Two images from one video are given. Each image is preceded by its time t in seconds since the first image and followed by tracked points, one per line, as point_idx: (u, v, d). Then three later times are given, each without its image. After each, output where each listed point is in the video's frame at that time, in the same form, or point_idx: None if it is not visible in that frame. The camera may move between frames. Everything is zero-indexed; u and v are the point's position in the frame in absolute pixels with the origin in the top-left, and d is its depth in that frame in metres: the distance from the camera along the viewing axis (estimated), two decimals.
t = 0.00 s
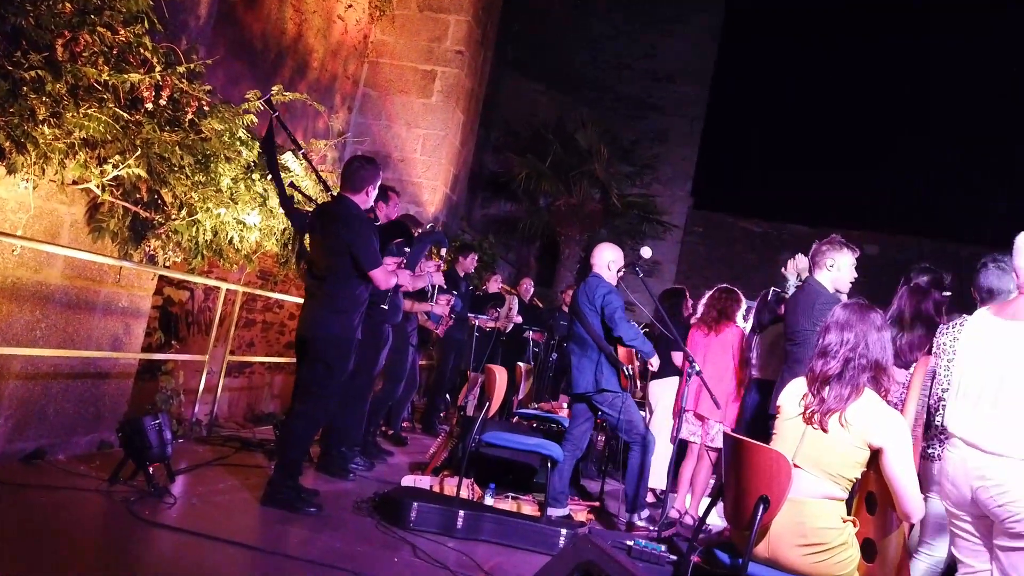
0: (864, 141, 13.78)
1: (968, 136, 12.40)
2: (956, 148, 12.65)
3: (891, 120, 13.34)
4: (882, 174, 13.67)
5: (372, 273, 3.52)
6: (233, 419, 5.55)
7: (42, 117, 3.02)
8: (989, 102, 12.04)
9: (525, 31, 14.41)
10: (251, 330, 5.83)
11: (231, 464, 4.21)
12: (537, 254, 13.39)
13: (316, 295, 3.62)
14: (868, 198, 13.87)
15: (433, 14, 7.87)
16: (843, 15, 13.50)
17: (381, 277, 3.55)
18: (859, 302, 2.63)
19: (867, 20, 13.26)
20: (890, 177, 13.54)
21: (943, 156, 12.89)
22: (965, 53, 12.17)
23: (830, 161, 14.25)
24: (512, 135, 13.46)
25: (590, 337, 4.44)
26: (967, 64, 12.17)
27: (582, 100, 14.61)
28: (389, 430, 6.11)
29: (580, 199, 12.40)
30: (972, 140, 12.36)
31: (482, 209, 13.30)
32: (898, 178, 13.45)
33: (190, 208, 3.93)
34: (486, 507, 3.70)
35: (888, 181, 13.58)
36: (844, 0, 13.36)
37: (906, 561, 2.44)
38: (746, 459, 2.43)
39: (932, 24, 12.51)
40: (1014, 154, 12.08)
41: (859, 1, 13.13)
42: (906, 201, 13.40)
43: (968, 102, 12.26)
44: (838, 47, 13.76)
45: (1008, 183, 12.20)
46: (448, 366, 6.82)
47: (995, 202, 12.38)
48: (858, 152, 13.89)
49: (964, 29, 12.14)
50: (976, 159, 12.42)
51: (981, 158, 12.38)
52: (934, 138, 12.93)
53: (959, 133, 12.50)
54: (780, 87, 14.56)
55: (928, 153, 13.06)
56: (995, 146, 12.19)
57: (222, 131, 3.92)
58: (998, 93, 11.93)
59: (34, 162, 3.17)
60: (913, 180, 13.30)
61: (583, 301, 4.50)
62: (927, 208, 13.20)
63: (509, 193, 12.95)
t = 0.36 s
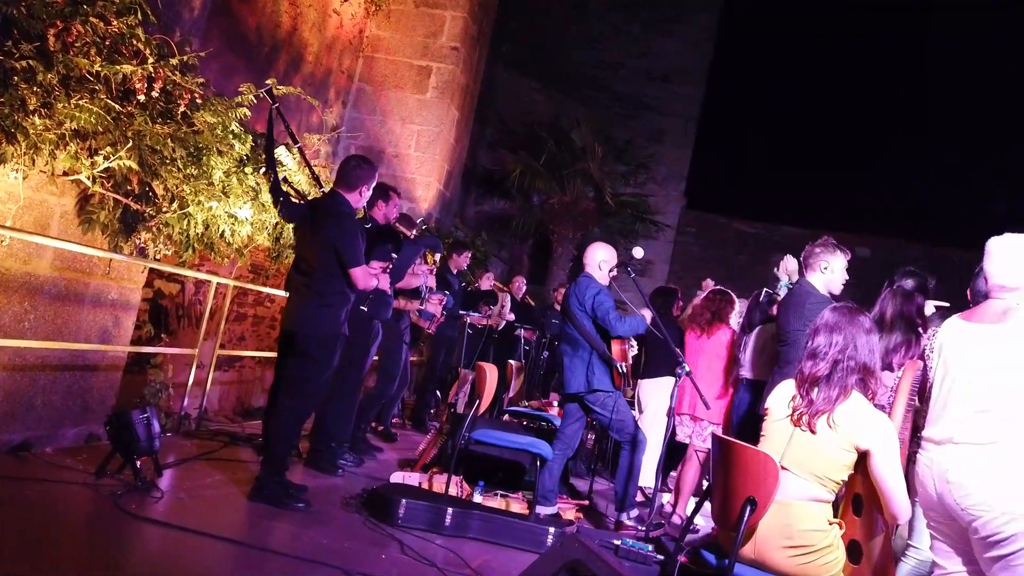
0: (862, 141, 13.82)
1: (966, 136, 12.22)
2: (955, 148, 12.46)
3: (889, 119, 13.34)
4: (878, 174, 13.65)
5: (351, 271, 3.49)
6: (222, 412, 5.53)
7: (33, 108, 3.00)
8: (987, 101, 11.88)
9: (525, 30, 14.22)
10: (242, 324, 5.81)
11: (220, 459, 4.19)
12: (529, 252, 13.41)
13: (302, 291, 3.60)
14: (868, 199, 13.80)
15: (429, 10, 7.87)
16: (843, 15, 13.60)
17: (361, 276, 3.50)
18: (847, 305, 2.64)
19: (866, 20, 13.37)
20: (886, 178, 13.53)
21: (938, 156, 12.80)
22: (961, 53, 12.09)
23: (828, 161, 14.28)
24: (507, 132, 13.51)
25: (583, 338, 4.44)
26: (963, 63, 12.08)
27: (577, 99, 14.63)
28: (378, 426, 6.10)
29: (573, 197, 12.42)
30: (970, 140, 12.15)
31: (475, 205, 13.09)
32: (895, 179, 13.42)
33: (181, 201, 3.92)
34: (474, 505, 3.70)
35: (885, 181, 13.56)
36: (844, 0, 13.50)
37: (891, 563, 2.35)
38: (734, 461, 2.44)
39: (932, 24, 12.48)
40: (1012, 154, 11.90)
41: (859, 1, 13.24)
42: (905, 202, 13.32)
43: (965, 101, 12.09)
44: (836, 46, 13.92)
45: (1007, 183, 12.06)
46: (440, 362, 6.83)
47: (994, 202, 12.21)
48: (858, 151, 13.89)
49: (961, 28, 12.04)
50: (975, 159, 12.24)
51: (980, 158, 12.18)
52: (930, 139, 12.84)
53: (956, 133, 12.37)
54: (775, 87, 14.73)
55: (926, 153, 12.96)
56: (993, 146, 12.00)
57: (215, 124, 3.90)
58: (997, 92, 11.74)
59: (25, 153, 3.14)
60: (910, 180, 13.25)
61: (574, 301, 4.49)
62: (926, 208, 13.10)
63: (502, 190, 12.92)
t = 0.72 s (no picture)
0: (863, 140, 13.55)
1: (968, 136, 11.91)
2: (956, 148, 12.18)
3: (891, 118, 13.06)
4: (877, 174, 13.45)
5: (350, 263, 3.48)
6: (213, 407, 5.52)
7: (24, 98, 2.97)
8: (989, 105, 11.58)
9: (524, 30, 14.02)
10: (233, 319, 5.79)
11: (210, 453, 4.19)
12: (523, 249, 13.44)
13: (295, 288, 3.60)
14: (866, 199, 13.59)
15: (424, 5, 7.82)
16: (843, 15, 13.39)
17: (360, 268, 3.50)
18: (838, 307, 2.65)
19: (866, 20, 13.11)
20: (885, 177, 13.32)
21: (939, 156, 12.51)
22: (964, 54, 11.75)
23: (826, 161, 14.09)
24: (501, 127, 13.39)
25: (574, 337, 4.45)
26: (965, 64, 11.77)
27: (572, 97, 14.65)
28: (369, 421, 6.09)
29: (567, 194, 12.37)
30: (971, 140, 11.87)
31: (469, 202, 13.18)
32: (894, 178, 13.20)
33: (173, 194, 3.91)
34: (463, 502, 3.70)
35: (884, 181, 13.35)
36: (844, 0, 13.29)
37: (880, 559, 2.37)
38: (723, 460, 2.45)
39: (931, 23, 12.24)
40: (1013, 154, 11.55)
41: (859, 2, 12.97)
42: (904, 202, 13.11)
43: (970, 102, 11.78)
44: (835, 47, 13.66)
45: (1008, 183, 11.73)
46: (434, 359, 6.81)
47: (995, 201, 11.94)
48: (856, 151, 13.67)
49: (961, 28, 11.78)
50: (975, 159, 11.92)
51: (980, 157, 11.87)
52: (931, 138, 12.56)
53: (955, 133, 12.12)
54: (775, 87, 14.45)
55: (927, 153, 12.67)
56: (994, 146, 11.70)
57: (207, 117, 3.89)
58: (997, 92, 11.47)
59: (14, 143, 3.12)
60: (909, 180, 13.03)
61: (566, 300, 4.50)
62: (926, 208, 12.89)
63: (496, 187, 12.94)
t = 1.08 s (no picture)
0: (864, 138, 13.54)
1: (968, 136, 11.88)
2: (956, 147, 12.14)
3: (889, 121, 13.09)
4: (878, 173, 13.37)
5: (349, 262, 3.47)
6: (211, 401, 5.52)
7: (21, 91, 2.96)
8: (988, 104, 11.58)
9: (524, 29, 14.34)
10: (231, 313, 5.79)
11: (208, 448, 4.19)
12: (522, 245, 13.44)
13: (296, 287, 3.60)
14: (866, 199, 13.51)
15: None
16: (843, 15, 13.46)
17: (359, 268, 3.49)
18: (837, 304, 2.65)
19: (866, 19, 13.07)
20: (886, 177, 13.25)
21: (940, 156, 12.42)
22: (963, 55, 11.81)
23: (828, 161, 14.06)
24: (498, 122, 13.48)
25: (573, 333, 4.45)
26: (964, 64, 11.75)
27: (572, 92, 14.63)
28: (367, 417, 6.09)
29: (566, 190, 12.33)
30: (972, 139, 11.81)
31: (468, 197, 13.27)
32: (894, 179, 13.14)
33: (171, 188, 3.90)
34: (461, 498, 3.71)
35: (884, 181, 13.28)
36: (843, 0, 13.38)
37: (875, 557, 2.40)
38: (720, 457, 2.45)
39: (931, 24, 12.28)
40: (1013, 154, 11.43)
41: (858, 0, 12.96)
42: (904, 202, 13.00)
43: (968, 100, 11.82)
44: (834, 47, 13.78)
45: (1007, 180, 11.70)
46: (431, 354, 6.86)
47: (995, 202, 11.70)
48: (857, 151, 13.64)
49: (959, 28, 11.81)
50: (975, 158, 11.84)
51: (980, 157, 11.79)
52: (933, 138, 12.50)
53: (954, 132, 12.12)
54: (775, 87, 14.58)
55: (927, 153, 12.61)
56: (994, 146, 11.62)
57: (205, 111, 3.88)
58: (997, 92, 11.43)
59: (11, 136, 3.11)
60: (909, 180, 12.95)
61: (565, 297, 4.48)
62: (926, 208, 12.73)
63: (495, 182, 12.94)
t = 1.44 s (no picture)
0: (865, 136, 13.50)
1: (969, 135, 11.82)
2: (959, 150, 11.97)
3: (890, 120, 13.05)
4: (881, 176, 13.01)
5: (341, 259, 3.45)
6: (210, 396, 5.53)
7: (19, 86, 2.95)
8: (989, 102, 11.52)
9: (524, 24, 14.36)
10: (230, 309, 5.79)
11: (208, 443, 4.20)
12: (522, 241, 13.45)
13: (296, 285, 3.59)
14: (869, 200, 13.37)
15: None
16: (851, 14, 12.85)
17: (352, 267, 3.49)
18: (834, 302, 2.64)
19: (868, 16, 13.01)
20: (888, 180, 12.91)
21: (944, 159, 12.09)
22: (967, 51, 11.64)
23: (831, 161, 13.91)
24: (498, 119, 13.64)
25: (573, 328, 4.45)
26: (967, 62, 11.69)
27: (572, 88, 14.61)
28: (366, 413, 6.10)
29: (566, 186, 12.28)
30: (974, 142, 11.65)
31: (468, 191, 13.36)
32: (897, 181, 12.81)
33: (170, 183, 3.88)
34: (460, 495, 3.71)
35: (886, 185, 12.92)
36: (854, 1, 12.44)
37: (874, 557, 2.40)
38: (719, 454, 2.45)
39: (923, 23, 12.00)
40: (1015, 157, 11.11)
41: None
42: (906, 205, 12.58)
43: (969, 97, 11.81)
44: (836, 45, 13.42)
45: (1008, 174, 11.68)
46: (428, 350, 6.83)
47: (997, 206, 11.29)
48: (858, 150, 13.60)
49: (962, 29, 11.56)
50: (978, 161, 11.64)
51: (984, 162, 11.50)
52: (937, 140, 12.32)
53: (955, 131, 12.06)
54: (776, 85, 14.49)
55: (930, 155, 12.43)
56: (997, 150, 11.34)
57: (205, 106, 3.86)
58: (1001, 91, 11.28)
59: (10, 131, 3.11)
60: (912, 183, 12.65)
61: (568, 292, 4.48)
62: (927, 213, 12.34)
63: (495, 178, 12.94)
